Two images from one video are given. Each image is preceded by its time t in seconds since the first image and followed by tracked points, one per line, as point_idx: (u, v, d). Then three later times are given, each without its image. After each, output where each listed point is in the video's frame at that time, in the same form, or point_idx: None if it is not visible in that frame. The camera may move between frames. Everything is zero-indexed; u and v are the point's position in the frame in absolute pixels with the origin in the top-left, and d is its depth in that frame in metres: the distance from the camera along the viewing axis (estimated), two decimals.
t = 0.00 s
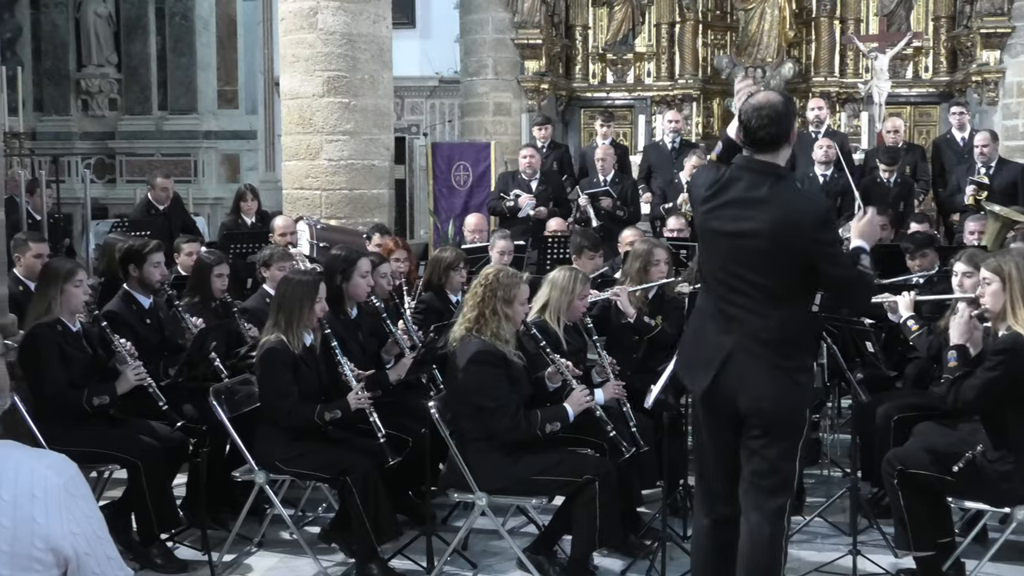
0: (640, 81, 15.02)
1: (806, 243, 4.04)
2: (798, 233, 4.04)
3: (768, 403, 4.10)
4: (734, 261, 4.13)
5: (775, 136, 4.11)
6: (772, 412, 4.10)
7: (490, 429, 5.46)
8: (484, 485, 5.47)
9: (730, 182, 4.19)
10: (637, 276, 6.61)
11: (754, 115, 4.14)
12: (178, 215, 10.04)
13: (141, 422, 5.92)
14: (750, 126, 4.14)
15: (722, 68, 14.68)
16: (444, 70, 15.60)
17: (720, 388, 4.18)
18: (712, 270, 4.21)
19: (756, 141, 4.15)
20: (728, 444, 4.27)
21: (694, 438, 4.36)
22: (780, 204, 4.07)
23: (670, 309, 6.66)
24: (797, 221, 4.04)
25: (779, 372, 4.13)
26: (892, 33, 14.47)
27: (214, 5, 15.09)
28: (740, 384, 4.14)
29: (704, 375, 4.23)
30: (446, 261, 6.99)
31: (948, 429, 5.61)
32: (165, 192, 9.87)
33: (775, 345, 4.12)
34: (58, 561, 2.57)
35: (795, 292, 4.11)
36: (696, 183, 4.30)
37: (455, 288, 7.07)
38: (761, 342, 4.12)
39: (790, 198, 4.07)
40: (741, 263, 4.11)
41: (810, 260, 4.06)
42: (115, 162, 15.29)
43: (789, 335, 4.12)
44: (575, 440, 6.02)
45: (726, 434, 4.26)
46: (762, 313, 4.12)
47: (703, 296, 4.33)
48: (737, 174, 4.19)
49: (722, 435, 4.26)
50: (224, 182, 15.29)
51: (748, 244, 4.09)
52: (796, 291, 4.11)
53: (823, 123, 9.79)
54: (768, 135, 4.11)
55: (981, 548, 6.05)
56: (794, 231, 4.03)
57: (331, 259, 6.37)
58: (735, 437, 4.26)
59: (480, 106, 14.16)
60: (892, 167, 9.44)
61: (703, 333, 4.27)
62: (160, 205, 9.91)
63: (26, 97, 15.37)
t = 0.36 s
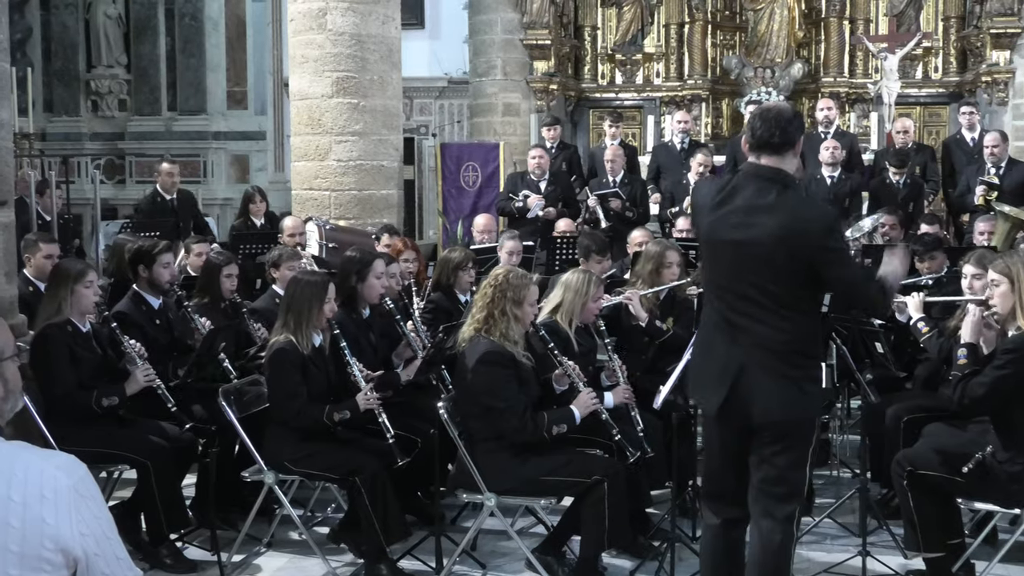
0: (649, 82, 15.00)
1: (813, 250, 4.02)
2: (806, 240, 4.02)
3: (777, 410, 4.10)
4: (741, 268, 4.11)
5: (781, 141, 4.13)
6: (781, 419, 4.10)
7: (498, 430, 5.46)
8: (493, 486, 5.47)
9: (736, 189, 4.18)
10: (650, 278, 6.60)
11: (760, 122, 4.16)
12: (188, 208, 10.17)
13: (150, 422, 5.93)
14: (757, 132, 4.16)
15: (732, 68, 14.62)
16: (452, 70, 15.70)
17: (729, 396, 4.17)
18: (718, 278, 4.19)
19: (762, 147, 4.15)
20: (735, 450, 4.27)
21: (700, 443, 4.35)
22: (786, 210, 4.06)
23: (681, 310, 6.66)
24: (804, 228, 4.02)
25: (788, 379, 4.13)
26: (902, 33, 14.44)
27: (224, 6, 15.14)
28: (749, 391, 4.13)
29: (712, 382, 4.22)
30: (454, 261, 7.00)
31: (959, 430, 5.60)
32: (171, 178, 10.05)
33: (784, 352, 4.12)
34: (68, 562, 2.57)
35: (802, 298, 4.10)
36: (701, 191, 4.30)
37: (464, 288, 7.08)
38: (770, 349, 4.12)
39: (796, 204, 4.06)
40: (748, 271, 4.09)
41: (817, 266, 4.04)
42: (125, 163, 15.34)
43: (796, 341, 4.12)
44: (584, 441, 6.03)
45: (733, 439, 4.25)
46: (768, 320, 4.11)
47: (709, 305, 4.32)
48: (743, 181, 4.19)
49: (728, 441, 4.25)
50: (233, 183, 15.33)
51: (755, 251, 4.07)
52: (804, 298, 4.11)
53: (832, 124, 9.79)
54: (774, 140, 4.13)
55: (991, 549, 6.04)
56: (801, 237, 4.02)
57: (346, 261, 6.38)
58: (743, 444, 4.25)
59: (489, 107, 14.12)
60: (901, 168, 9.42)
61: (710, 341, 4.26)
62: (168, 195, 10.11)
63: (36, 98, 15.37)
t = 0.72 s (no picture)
0: (656, 82, 15.00)
1: (827, 239, 4.08)
2: (819, 230, 4.06)
3: (785, 405, 4.09)
4: (751, 263, 4.10)
5: (790, 138, 4.15)
6: (789, 416, 4.10)
7: (506, 431, 5.46)
8: (500, 487, 5.47)
9: (744, 185, 4.17)
10: (660, 280, 6.60)
11: (767, 119, 4.18)
12: (199, 207, 10.17)
13: (158, 422, 5.94)
14: (763, 129, 4.17)
15: (739, 69, 14.73)
16: (460, 70, 15.66)
17: (738, 394, 4.15)
18: (726, 276, 4.17)
19: (769, 143, 4.17)
20: (741, 450, 4.26)
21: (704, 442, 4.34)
22: (798, 205, 4.07)
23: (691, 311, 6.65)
24: (816, 220, 4.06)
25: (795, 373, 4.11)
26: (910, 33, 14.42)
27: (232, 6, 15.22)
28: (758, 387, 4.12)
29: (722, 380, 4.21)
30: (462, 261, 7.00)
31: (967, 431, 5.58)
32: (185, 175, 10.05)
33: (793, 347, 4.12)
34: (76, 562, 2.58)
35: (813, 292, 4.12)
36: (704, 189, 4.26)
37: (471, 288, 7.08)
38: (778, 344, 4.11)
39: (807, 198, 4.09)
40: (758, 265, 4.09)
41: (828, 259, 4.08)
42: (133, 163, 15.32)
43: (805, 336, 4.12)
44: (592, 442, 6.02)
45: (738, 437, 4.24)
46: (779, 316, 4.10)
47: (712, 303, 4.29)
48: (750, 178, 4.18)
49: (733, 439, 4.25)
50: (241, 184, 15.41)
51: (767, 245, 4.07)
52: (812, 290, 4.12)
53: (840, 125, 9.78)
54: (782, 137, 4.15)
55: (999, 551, 6.03)
56: (814, 228, 4.06)
57: (358, 261, 6.37)
58: (749, 442, 4.25)
59: (497, 107, 14.17)
60: (910, 169, 9.41)
61: (715, 339, 4.24)
62: (184, 193, 10.13)
63: (45, 99, 15.34)
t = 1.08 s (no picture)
0: (663, 83, 14.99)
1: (835, 241, 4.08)
2: (829, 232, 4.07)
3: (797, 406, 4.07)
4: (762, 264, 4.08)
5: (793, 141, 4.15)
6: (802, 417, 4.07)
7: (512, 432, 5.46)
8: (507, 488, 5.46)
9: (750, 186, 4.15)
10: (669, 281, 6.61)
11: (769, 123, 4.19)
12: (202, 205, 10.19)
13: (165, 423, 5.94)
14: (767, 132, 4.17)
15: (745, 69, 14.71)
16: (467, 71, 15.66)
17: (750, 397, 4.11)
18: (739, 277, 4.12)
19: (775, 146, 4.16)
20: (746, 454, 4.23)
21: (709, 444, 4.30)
22: (811, 205, 4.07)
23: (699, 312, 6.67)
24: (827, 221, 4.07)
25: (805, 374, 4.10)
26: (917, 34, 14.41)
27: (239, 7, 15.17)
28: (770, 389, 4.08)
29: (733, 383, 4.15)
30: (468, 262, 7.00)
31: (974, 432, 5.57)
32: (186, 174, 10.06)
33: (803, 346, 4.11)
34: (83, 562, 2.58)
35: (821, 293, 4.12)
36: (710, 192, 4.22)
37: (478, 289, 7.09)
38: (790, 346, 4.10)
39: (816, 199, 4.09)
40: (770, 267, 4.07)
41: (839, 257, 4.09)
42: (140, 163, 15.35)
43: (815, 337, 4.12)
44: (598, 442, 6.02)
45: (745, 440, 4.21)
46: (792, 316, 4.09)
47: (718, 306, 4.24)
48: (759, 180, 4.16)
49: (740, 441, 4.21)
50: (247, 185, 15.40)
51: (780, 246, 4.05)
52: (821, 291, 4.12)
53: (847, 125, 9.77)
54: (785, 140, 4.14)
55: (1006, 552, 6.02)
56: (825, 229, 4.06)
57: (366, 262, 6.38)
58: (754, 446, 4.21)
59: (503, 108, 14.16)
60: (917, 169, 9.40)
61: (724, 341, 4.19)
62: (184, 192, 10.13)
63: (52, 99, 15.43)
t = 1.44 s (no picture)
0: (670, 83, 15.00)
1: (847, 246, 4.05)
2: (842, 236, 4.04)
3: (810, 413, 4.07)
4: (775, 270, 4.06)
5: (800, 144, 4.14)
6: (815, 423, 4.07)
7: (519, 433, 5.46)
8: (513, 489, 5.46)
9: (761, 191, 4.12)
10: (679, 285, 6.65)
11: (777, 126, 4.16)
12: (203, 206, 10.20)
13: (171, 424, 5.94)
14: (775, 135, 4.15)
15: (751, 70, 14.73)
16: (474, 71, 15.69)
17: (763, 404, 4.10)
18: (750, 282, 4.11)
19: (784, 149, 4.14)
20: (757, 459, 4.22)
21: (720, 448, 4.29)
22: (822, 209, 4.05)
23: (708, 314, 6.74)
24: (839, 225, 4.04)
25: (817, 379, 4.10)
26: (924, 34, 14.42)
27: (246, 8, 15.21)
28: (784, 395, 4.08)
29: (745, 389, 4.14)
30: (473, 263, 7.02)
31: (981, 433, 5.57)
32: (186, 175, 10.05)
33: (815, 352, 4.11)
34: (90, 563, 2.58)
35: (833, 297, 4.11)
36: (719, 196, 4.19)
37: (484, 290, 7.09)
38: (802, 351, 4.10)
39: (828, 204, 4.07)
40: (783, 273, 4.05)
41: (851, 261, 4.07)
42: (147, 164, 15.39)
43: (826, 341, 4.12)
44: (604, 443, 6.02)
45: (756, 445, 4.19)
46: (804, 321, 4.09)
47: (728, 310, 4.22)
48: (769, 184, 4.14)
49: (751, 446, 4.20)
50: (254, 185, 15.42)
51: (793, 252, 4.04)
52: (832, 295, 4.10)
53: (854, 126, 9.78)
54: (793, 143, 4.14)
55: (1013, 552, 6.02)
56: (838, 234, 4.04)
57: (375, 263, 6.38)
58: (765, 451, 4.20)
59: (510, 108, 14.15)
60: (924, 169, 9.40)
61: (736, 346, 4.18)
62: (184, 193, 10.14)
63: (59, 100, 15.44)
